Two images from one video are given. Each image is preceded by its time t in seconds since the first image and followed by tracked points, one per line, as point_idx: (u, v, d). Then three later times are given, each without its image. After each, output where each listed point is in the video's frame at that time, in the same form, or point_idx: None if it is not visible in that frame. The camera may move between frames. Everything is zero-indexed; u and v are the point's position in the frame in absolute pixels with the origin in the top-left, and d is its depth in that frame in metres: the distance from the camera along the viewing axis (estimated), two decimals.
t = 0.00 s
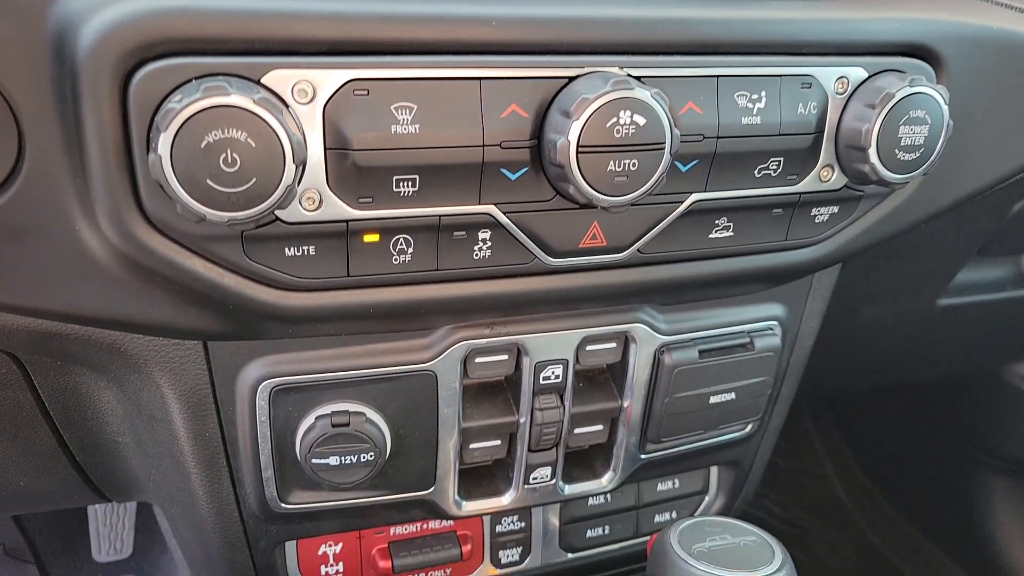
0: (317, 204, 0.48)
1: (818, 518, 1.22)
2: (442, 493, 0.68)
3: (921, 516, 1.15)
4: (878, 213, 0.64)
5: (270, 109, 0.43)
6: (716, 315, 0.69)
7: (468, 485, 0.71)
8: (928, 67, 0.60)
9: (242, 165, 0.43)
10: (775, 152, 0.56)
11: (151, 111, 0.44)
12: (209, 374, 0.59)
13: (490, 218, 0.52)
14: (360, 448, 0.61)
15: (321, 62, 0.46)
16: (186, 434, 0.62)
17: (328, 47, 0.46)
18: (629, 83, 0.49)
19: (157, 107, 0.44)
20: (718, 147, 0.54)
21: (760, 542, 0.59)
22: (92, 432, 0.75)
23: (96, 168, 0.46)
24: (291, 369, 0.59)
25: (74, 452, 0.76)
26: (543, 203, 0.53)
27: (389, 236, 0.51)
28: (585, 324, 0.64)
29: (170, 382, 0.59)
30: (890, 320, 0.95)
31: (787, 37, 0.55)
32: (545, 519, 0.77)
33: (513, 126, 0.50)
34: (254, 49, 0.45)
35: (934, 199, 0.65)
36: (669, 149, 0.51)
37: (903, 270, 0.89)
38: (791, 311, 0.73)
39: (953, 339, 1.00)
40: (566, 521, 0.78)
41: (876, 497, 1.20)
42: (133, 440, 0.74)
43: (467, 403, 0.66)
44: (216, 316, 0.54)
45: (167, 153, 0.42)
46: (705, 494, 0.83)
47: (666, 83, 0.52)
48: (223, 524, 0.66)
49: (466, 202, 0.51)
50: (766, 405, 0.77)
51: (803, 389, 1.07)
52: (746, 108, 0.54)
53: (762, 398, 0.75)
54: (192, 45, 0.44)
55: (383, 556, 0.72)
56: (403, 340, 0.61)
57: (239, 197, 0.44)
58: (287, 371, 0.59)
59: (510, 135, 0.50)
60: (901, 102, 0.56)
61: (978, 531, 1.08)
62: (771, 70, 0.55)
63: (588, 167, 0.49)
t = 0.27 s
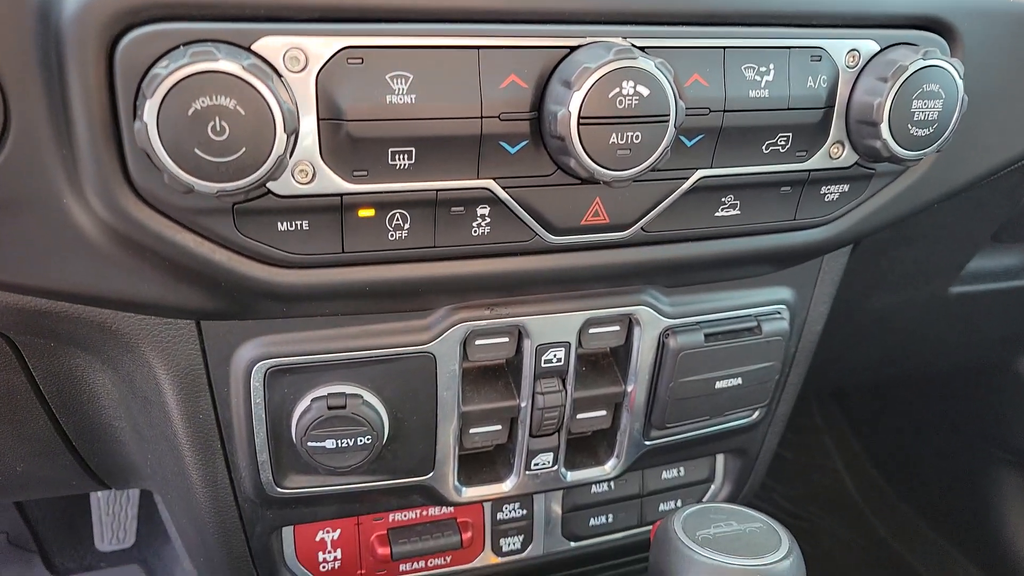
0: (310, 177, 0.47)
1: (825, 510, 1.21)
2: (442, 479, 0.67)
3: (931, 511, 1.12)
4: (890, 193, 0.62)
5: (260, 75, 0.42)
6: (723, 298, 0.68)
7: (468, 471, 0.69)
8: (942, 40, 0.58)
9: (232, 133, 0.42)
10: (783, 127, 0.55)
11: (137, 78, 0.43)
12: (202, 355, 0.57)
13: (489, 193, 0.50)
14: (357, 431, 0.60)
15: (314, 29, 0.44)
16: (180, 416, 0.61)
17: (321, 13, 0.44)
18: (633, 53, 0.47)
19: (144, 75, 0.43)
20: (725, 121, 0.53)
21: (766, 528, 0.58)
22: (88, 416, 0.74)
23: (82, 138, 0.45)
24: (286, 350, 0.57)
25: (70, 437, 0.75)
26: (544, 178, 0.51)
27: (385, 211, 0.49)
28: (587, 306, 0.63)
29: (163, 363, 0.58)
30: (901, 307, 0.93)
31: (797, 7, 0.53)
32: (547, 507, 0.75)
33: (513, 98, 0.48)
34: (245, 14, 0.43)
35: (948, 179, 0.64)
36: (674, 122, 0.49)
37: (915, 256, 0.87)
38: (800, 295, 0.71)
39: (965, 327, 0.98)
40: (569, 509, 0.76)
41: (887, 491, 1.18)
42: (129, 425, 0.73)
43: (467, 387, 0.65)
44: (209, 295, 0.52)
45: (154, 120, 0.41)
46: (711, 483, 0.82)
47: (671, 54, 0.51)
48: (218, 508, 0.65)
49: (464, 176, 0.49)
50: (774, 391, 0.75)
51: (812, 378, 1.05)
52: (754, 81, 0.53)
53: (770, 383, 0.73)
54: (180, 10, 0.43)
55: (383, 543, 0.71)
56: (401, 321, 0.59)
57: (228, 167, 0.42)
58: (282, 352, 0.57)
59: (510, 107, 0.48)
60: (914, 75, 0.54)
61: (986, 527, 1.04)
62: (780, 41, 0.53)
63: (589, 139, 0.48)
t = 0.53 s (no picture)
0: (298, 151, 0.45)
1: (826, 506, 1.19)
2: (435, 466, 0.65)
3: (930, 507, 1.10)
4: (895, 177, 0.61)
5: (246, 42, 0.41)
6: (724, 285, 0.66)
7: (462, 459, 0.68)
8: (950, 19, 0.56)
9: (217, 102, 0.40)
10: (787, 106, 0.53)
11: (120, 45, 0.42)
12: (189, 336, 0.56)
13: (483, 169, 0.49)
14: (348, 416, 0.59)
15: None
16: (168, 399, 0.59)
17: None
18: (632, 26, 0.46)
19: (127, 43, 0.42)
20: (726, 99, 0.51)
21: (765, 518, 0.57)
22: (77, 401, 0.73)
23: (65, 109, 0.44)
24: (276, 331, 0.56)
25: (60, 422, 0.74)
26: (539, 155, 0.50)
27: (377, 187, 0.48)
28: (585, 290, 0.62)
29: (149, 344, 0.57)
30: (904, 301, 0.92)
31: None
32: (543, 496, 0.74)
33: (508, 71, 0.47)
34: None
35: (955, 164, 0.62)
36: (673, 98, 0.48)
37: (919, 247, 0.86)
38: (802, 283, 0.70)
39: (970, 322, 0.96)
40: (565, 499, 0.75)
41: (886, 487, 1.16)
42: (119, 410, 0.72)
43: (461, 372, 0.64)
44: (196, 274, 0.51)
45: (136, 88, 0.40)
46: (710, 475, 0.81)
47: (672, 29, 0.49)
48: (207, 494, 0.64)
49: (458, 152, 0.48)
50: (775, 381, 0.74)
51: (814, 372, 1.03)
52: (757, 58, 0.51)
53: (771, 373, 0.72)
54: None
55: (375, 531, 0.70)
56: (394, 303, 0.58)
57: (213, 137, 0.41)
58: (272, 333, 0.56)
59: (505, 81, 0.47)
60: (921, 54, 0.53)
61: (986, 523, 1.03)
62: (784, 18, 0.52)
63: (585, 114, 0.46)
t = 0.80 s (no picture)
0: (290, 118, 0.44)
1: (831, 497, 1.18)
2: (433, 450, 0.64)
3: (936, 500, 1.11)
4: (907, 152, 0.59)
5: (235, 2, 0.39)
6: (730, 265, 0.65)
7: (461, 443, 0.67)
8: None
9: (204, 64, 0.39)
10: (795, 77, 0.52)
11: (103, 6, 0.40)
12: (180, 314, 0.55)
13: (482, 140, 0.48)
14: (344, 396, 0.57)
15: None
16: (159, 380, 0.58)
17: None
18: None
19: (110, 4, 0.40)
20: (733, 69, 0.50)
21: (771, 501, 0.55)
22: (70, 386, 0.71)
23: (47, 74, 0.42)
24: (269, 309, 0.55)
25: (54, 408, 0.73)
26: (540, 125, 0.48)
27: (372, 157, 0.46)
28: (587, 268, 0.60)
29: (139, 322, 0.55)
30: (914, 287, 0.90)
31: None
32: (543, 482, 0.73)
33: (507, 37, 0.45)
34: None
35: (968, 140, 0.60)
36: (679, 66, 0.46)
37: (929, 231, 0.84)
38: (809, 264, 0.68)
39: (979, 309, 0.95)
40: (566, 485, 0.73)
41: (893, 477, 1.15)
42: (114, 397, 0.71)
43: (460, 353, 0.62)
44: (185, 251, 0.50)
45: (119, 49, 0.38)
46: (714, 461, 0.79)
47: None
48: (201, 478, 0.63)
49: (456, 121, 0.47)
50: (782, 364, 0.72)
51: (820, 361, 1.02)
52: (765, 26, 0.50)
53: (777, 356, 0.70)
54: None
55: (372, 516, 0.68)
56: (391, 281, 0.57)
57: (200, 101, 0.40)
58: (264, 311, 0.55)
59: (504, 47, 0.45)
60: (934, 23, 0.51)
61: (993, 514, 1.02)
62: None
63: (588, 81, 0.45)
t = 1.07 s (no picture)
0: (277, 79, 0.42)
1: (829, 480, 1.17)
2: (427, 428, 0.63)
3: (936, 484, 1.10)
4: (914, 122, 0.58)
5: None
6: (731, 240, 0.63)
7: (456, 421, 0.66)
8: None
9: (185, 19, 0.37)
10: (800, 42, 0.50)
11: None
12: (167, 287, 0.53)
13: (476, 104, 0.46)
14: (335, 371, 0.56)
15: None
16: (146, 355, 0.57)
17: None
18: None
19: None
20: (736, 32, 0.48)
21: (773, 478, 0.54)
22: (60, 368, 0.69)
23: (23, 33, 0.41)
24: (258, 282, 0.53)
25: (44, 392, 0.71)
26: (536, 90, 0.47)
27: (362, 121, 0.45)
28: (585, 242, 0.58)
29: (125, 295, 0.54)
30: (916, 267, 0.89)
31: None
32: (540, 462, 0.71)
33: None
34: None
35: (977, 109, 0.59)
36: (680, 26, 0.45)
37: (933, 209, 0.83)
38: (812, 239, 0.67)
39: (982, 290, 0.94)
40: (563, 466, 0.72)
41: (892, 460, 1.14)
42: (106, 387, 0.69)
43: (454, 329, 0.61)
44: (170, 221, 0.48)
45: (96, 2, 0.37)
46: (714, 441, 0.78)
47: None
48: (191, 456, 0.62)
49: (449, 84, 0.45)
50: (783, 341, 0.71)
51: (819, 343, 1.01)
52: None
53: (779, 333, 0.69)
54: None
55: (365, 496, 0.67)
56: (383, 254, 0.55)
57: (182, 57, 0.38)
58: (253, 284, 0.53)
59: (499, 7, 0.44)
60: None
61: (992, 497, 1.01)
62: None
63: (586, 42, 0.43)
